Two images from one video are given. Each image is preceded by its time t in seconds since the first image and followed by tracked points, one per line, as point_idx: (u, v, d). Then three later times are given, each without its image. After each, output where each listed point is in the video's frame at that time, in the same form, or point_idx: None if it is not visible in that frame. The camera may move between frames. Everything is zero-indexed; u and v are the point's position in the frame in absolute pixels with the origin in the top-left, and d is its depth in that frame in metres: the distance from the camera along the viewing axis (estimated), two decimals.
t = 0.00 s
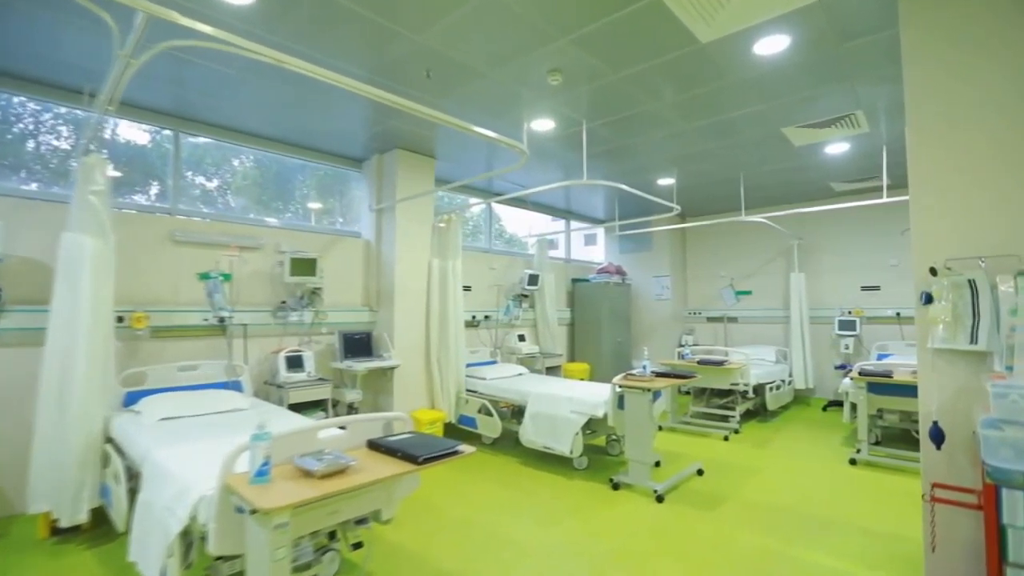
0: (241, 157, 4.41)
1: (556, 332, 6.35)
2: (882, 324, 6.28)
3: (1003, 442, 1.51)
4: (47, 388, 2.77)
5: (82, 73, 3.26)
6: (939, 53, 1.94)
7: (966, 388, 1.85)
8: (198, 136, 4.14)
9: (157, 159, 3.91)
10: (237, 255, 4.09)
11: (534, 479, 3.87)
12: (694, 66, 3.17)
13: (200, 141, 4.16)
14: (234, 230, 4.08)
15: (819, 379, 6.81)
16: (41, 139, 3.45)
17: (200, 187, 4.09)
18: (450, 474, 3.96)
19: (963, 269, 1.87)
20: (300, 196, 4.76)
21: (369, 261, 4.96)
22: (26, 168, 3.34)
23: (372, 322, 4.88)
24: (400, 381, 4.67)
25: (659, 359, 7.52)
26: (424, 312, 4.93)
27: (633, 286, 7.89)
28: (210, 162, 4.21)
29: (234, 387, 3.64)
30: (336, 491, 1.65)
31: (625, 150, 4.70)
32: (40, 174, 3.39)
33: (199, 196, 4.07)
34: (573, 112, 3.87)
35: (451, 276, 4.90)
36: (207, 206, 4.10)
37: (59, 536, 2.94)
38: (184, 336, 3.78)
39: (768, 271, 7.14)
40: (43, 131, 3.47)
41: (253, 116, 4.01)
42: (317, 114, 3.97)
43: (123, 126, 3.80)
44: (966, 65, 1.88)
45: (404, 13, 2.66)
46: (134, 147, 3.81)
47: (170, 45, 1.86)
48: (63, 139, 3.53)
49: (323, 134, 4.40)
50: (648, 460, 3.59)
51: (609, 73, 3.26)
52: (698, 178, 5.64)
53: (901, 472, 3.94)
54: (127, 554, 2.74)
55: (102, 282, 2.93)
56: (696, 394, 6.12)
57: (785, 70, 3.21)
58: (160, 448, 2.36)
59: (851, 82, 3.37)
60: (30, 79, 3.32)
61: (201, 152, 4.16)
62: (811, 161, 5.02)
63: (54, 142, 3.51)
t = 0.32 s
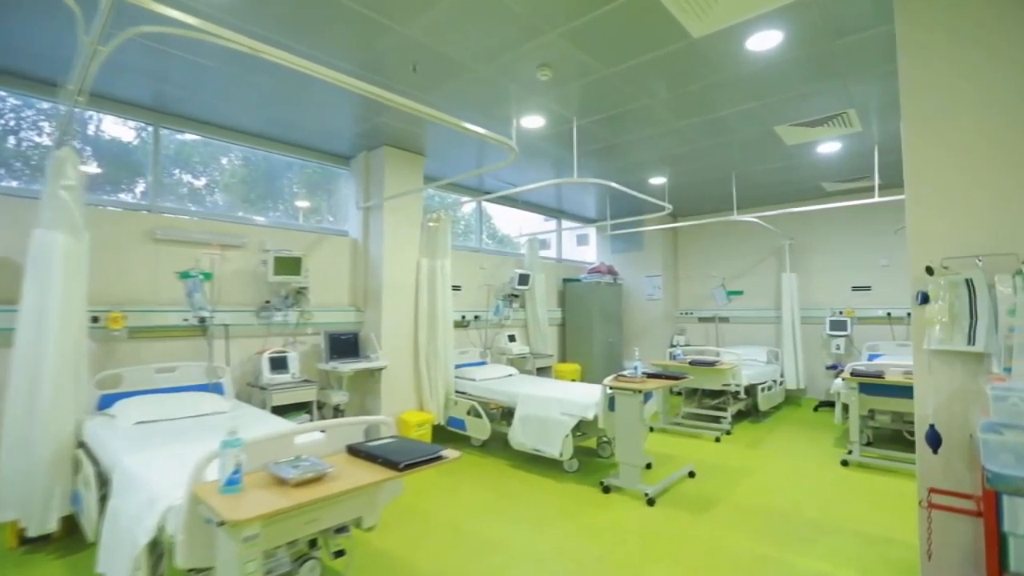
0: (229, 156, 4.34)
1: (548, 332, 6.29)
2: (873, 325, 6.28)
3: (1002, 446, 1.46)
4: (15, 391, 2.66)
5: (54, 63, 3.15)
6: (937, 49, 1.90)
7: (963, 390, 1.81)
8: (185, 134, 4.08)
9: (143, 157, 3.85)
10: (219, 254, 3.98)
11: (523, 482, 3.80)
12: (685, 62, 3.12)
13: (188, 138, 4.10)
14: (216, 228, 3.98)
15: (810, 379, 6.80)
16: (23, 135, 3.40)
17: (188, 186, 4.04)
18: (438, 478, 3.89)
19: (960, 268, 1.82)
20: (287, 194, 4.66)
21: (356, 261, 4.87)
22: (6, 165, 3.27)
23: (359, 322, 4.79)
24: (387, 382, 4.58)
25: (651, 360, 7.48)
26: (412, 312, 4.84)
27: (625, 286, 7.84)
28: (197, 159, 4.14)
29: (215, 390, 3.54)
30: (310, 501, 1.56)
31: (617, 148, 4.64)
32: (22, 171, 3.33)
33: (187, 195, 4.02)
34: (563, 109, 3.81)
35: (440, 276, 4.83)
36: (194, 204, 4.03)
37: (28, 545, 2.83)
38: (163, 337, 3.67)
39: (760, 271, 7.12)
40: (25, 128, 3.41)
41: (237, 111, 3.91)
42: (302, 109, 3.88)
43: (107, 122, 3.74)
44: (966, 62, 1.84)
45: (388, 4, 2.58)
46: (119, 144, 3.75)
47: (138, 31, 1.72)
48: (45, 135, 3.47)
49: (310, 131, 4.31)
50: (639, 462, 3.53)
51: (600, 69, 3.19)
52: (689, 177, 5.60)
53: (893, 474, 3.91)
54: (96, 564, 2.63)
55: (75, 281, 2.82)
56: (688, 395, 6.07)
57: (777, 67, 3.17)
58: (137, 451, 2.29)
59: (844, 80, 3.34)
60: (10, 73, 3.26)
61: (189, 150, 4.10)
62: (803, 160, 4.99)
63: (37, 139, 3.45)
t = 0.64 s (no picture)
0: (218, 153, 4.26)
1: (539, 333, 6.22)
2: (864, 325, 6.28)
3: (1004, 452, 1.41)
4: None
5: (27, 54, 3.03)
6: (933, 48, 1.87)
7: (961, 393, 1.77)
8: (173, 130, 4.00)
9: (128, 154, 3.76)
10: (200, 252, 3.87)
11: (513, 485, 3.73)
12: (678, 58, 3.06)
13: (175, 134, 4.02)
14: (198, 225, 3.87)
15: (802, 379, 6.79)
16: (3, 130, 3.30)
17: (175, 184, 3.96)
18: (426, 482, 3.81)
19: (958, 267, 1.79)
20: (274, 191, 4.57)
21: (343, 260, 4.78)
22: None
23: (346, 322, 4.70)
24: (375, 384, 4.50)
25: (643, 360, 7.44)
26: (400, 312, 4.75)
27: (616, 286, 7.80)
28: (184, 156, 4.06)
29: (195, 393, 3.45)
30: (283, 512, 1.48)
31: (608, 146, 4.59)
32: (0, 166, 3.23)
33: (174, 192, 3.94)
34: (554, 106, 3.74)
35: (429, 275, 4.75)
36: (181, 202, 3.96)
37: None
38: (141, 338, 3.56)
39: (752, 271, 7.11)
40: (4, 122, 3.31)
41: (220, 106, 3.81)
42: (288, 104, 3.79)
43: (90, 117, 3.64)
44: (964, 62, 1.82)
45: None
46: (102, 140, 3.66)
47: (105, 16, 1.63)
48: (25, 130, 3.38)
49: (296, 127, 4.22)
50: (630, 465, 3.47)
51: (591, 64, 3.13)
52: (681, 176, 5.56)
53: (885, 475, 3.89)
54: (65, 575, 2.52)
55: (47, 279, 2.72)
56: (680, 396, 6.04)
57: (771, 63, 3.12)
58: (111, 456, 2.20)
59: (837, 78, 3.31)
60: None
61: (175, 147, 4.02)
62: (795, 159, 4.96)
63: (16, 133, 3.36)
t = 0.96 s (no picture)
0: (207, 150, 4.18)
1: (530, 333, 6.15)
2: (856, 325, 6.27)
3: (1008, 458, 1.36)
4: None
5: None
6: (931, 42, 1.83)
7: (960, 396, 1.74)
8: (161, 126, 3.93)
9: (115, 151, 3.69)
10: (181, 250, 3.76)
11: (504, 489, 3.65)
12: (670, 52, 3.00)
13: (163, 131, 3.95)
14: (179, 222, 3.76)
15: (794, 379, 6.77)
16: None
17: (163, 182, 3.91)
18: (414, 486, 3.72)
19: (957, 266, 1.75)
20: (261, 189, 4.48)
21: (330, 258, 4.68)
22: None
23: (333, 323, 4.60)
24: (362, 385, 4.41)
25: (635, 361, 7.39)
26: (389, 312, 4.67)
27: (609, 286, 7.75)
28: (172, 154, 3.99)
29: (174, 396, 3.35)
30: (255, 524, 1.39)
31: (600, 143, 4.53)
32: None
33: (161, 190, 3.88)
34: (545, 102, 3.67)
35: (418, 273, 4.67)
36: (168, 199, 3.89)
37: None
38: (119, 338, 3.45)
39: (744, 270, 7.09)
40: None
41: (203, 100, 3.71)
42: (272, 99, 3.69)
43: (74, 113, 3.56)
44: (962, 57, 1.78)
45: None
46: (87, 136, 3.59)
47: None
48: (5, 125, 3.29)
49: (282, 123, 4.13)
50: (622, 468, 3.41)
51: (581, 59, 3.07)
52: (674, 175, 5.51)
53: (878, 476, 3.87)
54: None
55: (16, 277, 2.61)
56: (672, 396, 5.99)
57: (765, 59, 3.07)
58: (81, 462, 2.11)
59: (831, 75, 3.27)
60: None
61: (162, 145, 3.94)
62: (788, 158, 4.93)
63: None
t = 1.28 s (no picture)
0: (196, 148, 4.10)
1: (522, 333, 6.09)
2: (849, 325, 6.26)
3: (1014, 463, 1.31)
4: None
5: None
6: (931, 36, 1.78)
7: (961, 399, 1.69)
8: (149, 122, 3.84)
9: (102, 149, 3.61)
10: (162, 248, 3.66)
11: (495, 493, 3.58)
12: (663, 47, 2.94)
13: (151, 128, 3.86)
14: (160, 220, 3.65)
15: (787, 380, 6.75)
16: None
17: (153, 181, 3.83)
18: (403, 491, 3.64)
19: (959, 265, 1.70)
20: (248, 187, 4.38)
21: (318, 257, 4.59)
22: None
23: (320, 323, 4.51)
24: (350, 386, 4.32)
25: (627, 361, 7.35)
26: (378, 312, 4.58)
27: (602, 286, 7.70)
28: (161, 152, 3.90)
29: (153, 398, 3.26)
30: (225, 536, 1.31)
31: (593, 141, 4.47)
32: None
33: (150, 188, 3.80)
34: (537, 98, 3.61)
35: (407, 272, 4.60)
36: (156, 198, 3.81)
37: None
38: (96, 339, 3.35)
39: (737, 271, 7.07)
40: None
41: (184, 94, 3.60)
42: (256, 93, 3.59)
43: (57, 108, 3.47)
44: (962, 52, 1.73)
45: None
46: (71, 133, 3.49)
47: None
48: None
49: (268, 119, 4.03)
50: (615, 470, 3.35)
51: (574, 53, 3.00)
52: (667, 174, 5.47)
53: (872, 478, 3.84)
54: None
55: None
56: (665, 397, 5.95)
57: (760, 54, 3.02)
58: (51, 468, 2.01)
59: (826, 72, 3.23)
60: None
61: (150, 142, 3.85)
62: (782, 157, 4.89)
63: None
